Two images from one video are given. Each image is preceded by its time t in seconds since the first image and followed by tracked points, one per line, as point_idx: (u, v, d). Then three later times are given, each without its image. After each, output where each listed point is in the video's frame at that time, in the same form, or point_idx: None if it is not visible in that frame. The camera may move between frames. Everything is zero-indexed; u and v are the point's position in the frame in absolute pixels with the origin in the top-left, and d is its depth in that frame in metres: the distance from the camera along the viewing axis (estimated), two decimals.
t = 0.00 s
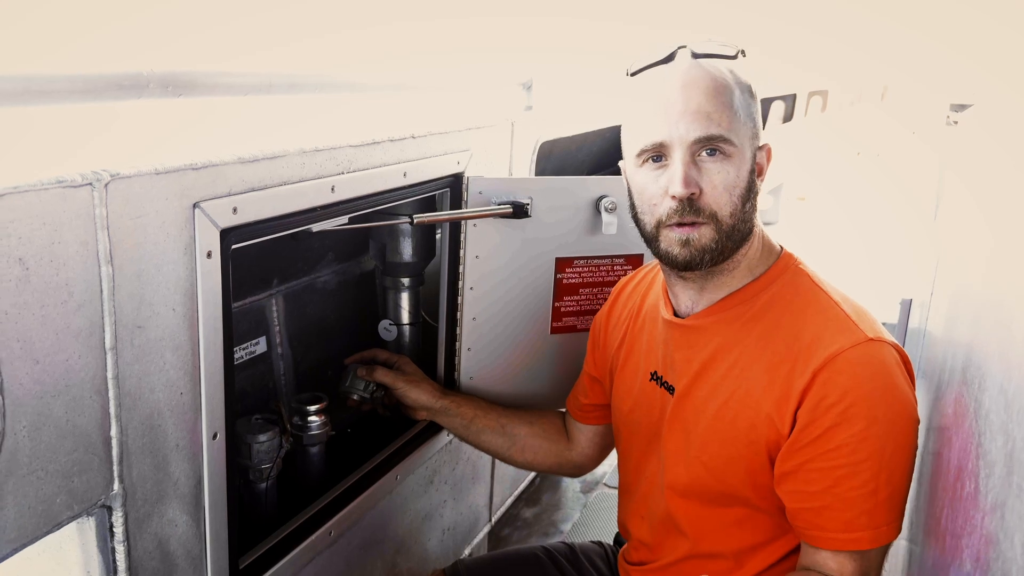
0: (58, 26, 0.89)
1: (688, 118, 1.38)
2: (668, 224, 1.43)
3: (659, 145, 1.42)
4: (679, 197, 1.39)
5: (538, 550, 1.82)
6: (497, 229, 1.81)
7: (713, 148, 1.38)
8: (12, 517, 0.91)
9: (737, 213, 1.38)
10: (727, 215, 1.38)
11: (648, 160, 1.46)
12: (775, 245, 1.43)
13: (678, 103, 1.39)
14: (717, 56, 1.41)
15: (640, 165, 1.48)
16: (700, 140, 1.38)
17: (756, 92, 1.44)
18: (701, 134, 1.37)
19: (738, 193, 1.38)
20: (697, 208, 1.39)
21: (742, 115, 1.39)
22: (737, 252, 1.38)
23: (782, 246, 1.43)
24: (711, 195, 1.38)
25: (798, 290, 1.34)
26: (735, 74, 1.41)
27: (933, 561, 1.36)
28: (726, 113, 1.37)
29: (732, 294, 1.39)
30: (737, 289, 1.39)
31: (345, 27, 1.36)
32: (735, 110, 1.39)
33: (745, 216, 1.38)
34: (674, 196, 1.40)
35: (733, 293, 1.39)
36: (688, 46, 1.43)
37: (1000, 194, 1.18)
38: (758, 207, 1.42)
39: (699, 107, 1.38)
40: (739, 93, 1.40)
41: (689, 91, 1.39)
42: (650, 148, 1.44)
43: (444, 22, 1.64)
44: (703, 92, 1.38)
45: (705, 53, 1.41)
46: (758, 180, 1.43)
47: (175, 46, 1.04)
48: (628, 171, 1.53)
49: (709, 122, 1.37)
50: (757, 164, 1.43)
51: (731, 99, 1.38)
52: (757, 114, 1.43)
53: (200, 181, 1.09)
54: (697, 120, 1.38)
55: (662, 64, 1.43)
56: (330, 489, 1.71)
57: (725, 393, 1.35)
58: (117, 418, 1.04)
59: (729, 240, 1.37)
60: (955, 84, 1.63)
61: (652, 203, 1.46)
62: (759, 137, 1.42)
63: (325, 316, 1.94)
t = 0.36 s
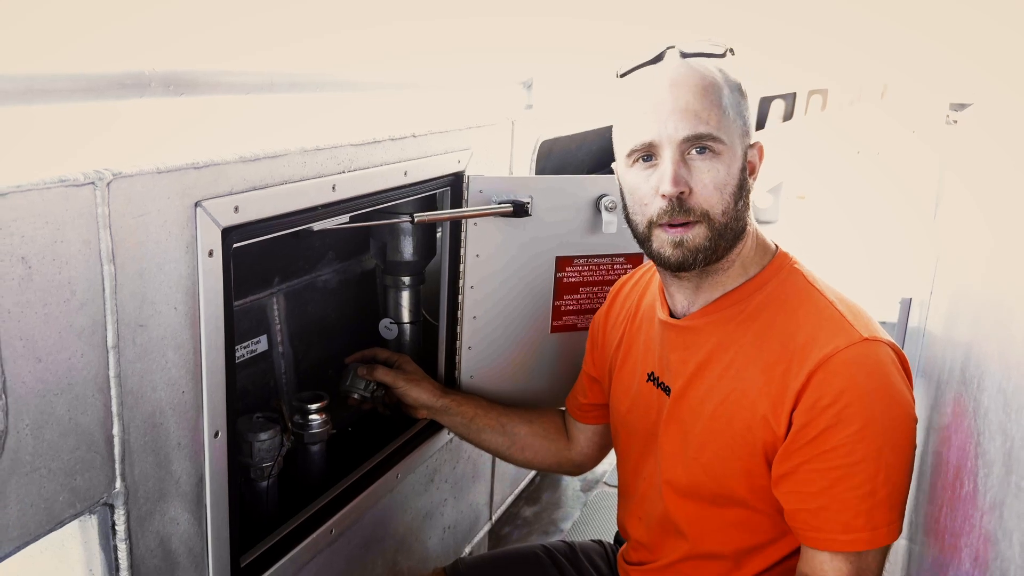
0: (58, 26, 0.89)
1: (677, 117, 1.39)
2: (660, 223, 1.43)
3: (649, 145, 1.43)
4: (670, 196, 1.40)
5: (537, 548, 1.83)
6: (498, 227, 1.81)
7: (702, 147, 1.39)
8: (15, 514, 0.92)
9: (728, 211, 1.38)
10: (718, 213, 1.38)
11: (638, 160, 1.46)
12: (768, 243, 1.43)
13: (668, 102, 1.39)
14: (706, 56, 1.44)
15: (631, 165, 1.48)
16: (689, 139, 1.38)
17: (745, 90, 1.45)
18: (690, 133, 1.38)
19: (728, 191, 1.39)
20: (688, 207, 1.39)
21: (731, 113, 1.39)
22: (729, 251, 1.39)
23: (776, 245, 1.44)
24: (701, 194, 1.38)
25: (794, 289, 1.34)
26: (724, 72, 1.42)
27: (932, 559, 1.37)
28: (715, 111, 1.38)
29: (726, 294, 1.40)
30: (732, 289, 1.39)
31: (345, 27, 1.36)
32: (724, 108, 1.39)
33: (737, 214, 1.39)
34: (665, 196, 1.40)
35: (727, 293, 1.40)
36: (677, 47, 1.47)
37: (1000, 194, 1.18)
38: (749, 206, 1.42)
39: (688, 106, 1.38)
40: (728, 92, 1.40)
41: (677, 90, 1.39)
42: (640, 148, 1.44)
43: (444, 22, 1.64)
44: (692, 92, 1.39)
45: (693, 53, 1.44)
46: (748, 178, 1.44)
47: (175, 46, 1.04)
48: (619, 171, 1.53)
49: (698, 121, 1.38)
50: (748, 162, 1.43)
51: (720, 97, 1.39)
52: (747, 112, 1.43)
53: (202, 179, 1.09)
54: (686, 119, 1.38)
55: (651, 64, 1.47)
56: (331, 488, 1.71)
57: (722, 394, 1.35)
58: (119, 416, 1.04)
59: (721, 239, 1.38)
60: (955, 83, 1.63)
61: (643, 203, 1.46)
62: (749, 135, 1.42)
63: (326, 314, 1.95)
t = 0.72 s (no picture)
0: (59, 26, 0.88)
1: (674, 119, 1.39)
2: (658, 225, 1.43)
3: (646, 148, 1.43)
4: (667, 197, 1.40)
5: (537, 546, 1.83)
6: (499, 226, 1.81)
7: (700, 149, 1.39)
8: (20, 512, 0.92)
9: (726, 212, 1.38)
10: (716, 214, 1.38)
11: (636, 162, 1.47)
12: (768, 245, 1.43)
13: (665, 104, 1.40)
14: (704, 56, 1.45)
15: (629, 167, 1.48)
16: (686, 141, 1.39)
17: (744, 93, 1.45)
18: (687, 135, 1.38)
19: (727, 192, 1.39)
20: (686, 209, 1.40)
21: (729, 115, 1.40)
22: (727, 252, 1.39)
23: (777, 246, 1.44)
24: (699, 195, 1.39)
25: (795, 290, 1.34)
26: (722, 74, 1.43)
27: (932, 556, 1.37)
28: (713, 113, 1.38)
29: (726, 297, 1.40)
30: (732, 292, 1.39)
31: (346, 27, 1.35)
32: (722, 110, 1.39)
33: (735, 216, 1.39)
34: (662, 198, 1.40)
35: (727, 296, 1.40)
36: (675, 48, 1.48)
37: (1000, 194, 1.18)
38: (748, 207, 1.42)
39: (686, 108, 1.39)
40: (726, 94, 1.41)
41: (674, 92, 1.40)
42: (637, 150, 1.45)
43: (444, 21, 1.64)
44: (689, 94, 1.39)
45: (691, 55, 1.44)
46: (747, 180, 1.44)
47: (175, 46, 1.04)
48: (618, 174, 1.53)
49: (695, 123, 1.38)
50: (747, 163, 1.43)
51: (718, 99, 1.39)
52: (746, 114, 1.43)
53: (206, 178, 1.10)
54: (684, 121, 1.38)
55: (651, 64, 1.46)
56: (333, 486, 1.71)
57: (723, 397, 1.36)
58: (123, 414, 1.04)
59: (719, 240, 1.38)
60: (955, 83, 1.63)
61: (641, 205, 1.46)
62: (748, 136, 1.42)
63: (327, 313, 1.95)
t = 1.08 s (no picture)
0: (60, 26, 0.88)
1: (680, 113, 1.39)
2: (663, 218, 1.43)
3: (651, 142, 1.43)
4: (672, 190, 1.40)
5: (539, 544, 1.83)
6: (501, 225, 1.81)
7: (705, 143, 1.39)
8: (24, 509, 0.92)
9: (731, 206, 1.39)
10: (720, 208, 1.39)
11: (641, 156, 1.46)
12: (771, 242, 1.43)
13: (671, 99, 1.40)
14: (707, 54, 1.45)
15: (633, 162, 1.48)
16: (692, 135, 1.39)
17: (748, 88, 1.45)
18: (692, 129, 1.39)
19: (731, 187, 1.39)
20: (691, 202, 1.40)
21: (734, 111, 1.40)
22: (732, 247, 1.39)
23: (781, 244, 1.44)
24: (704, 189, 1.39)
25: (795, 288, 1.34)
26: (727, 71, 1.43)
27: (934, 555, 1.37)
28: (719, 108, 1.38)
29: (731, 294, 1.40)
30: (737, 289, 1.39)
31: (345, 27, 1.35)
32: (727, 105, 1.40)
33: (739, 210, 1.39)
34: (667, 191, 1.41)
35: (730, 293, 1.40)
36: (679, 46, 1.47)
37: (1001, 194, 1.19)
38: (752, 202, 1.42)
39: (691, 102, 1.39)
40: (731, 90, 1.41)
41: (681, 86, 1.40)
42: (642, 144, 1.44)
43: (445, 21, 1.63)
44: (695, 89, 1.39)
45: (697, 52, 1.44)
46: (752, 176, 1.44)
47: (175, 46, 1.03)
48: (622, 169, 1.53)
49: (700, 117, 1.38)
50: (752, 160, 1.44)
51: (723, 94, 1.39)
52: (751, 110, 1.44)
53: (209, 176, 1.10)
54: (689, 116, 1.38)
55: (655, 63, 1.46)
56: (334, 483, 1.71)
57: (721, 394, 1.36)
58: (126, 411, 1.04)
59: (724, 234, 1.38)
60: (957, 82, 1.63)
61: (646, 199, 1.46)
62: (753, 133, 1.43)
63: (329, 311, 1.95)
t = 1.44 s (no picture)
0: (59, 26, 0.88)
1: (626, 124, 1.38)
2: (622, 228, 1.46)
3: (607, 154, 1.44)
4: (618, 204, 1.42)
5: (539, 544, 1.83)
6: (501, 224, 1.81)
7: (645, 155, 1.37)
8: (25, 507, 0.92)
9: (677, 215, 1.37)
10: (665, 218, 1.38)
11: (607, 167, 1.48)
12: (770, 241, 1.42)
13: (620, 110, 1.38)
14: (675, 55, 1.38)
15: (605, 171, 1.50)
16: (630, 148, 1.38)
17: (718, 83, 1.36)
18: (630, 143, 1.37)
19: (681, 196, 1.36)
20: (636, 213, 1.40)
21: (680, 115, 1.35)
22: (686, 254, 1.39)
23: (782, 244, 1.43)
24: (647, 200, 1.39)
25: (794, 291, 1.34)
26: (688, 73, 1.37)
27: (932, 556, 1.37)
28: (657, 118, 1.35)
29: (724, 296, 1.40)
30: (730, 292, 1.39)
31: (345, 27, 1.35)
32: (674, 111, 1.35)
33: (689, 218, 1.37)
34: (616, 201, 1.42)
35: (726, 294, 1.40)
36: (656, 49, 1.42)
37: (1000, 195, 1.19)
38: (714, 206, 1.37)
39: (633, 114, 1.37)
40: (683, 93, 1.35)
41: (632, 97, 1.37)
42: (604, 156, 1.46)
43: (445, 21, 1.64)
44: (640, 99, 1.37)
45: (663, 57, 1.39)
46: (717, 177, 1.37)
47: (175, 46, 1.04)
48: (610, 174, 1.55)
49: (637, 130, 1.36)
50: (720, 161, 1.36)
51: (669, 101, 1.35)
52: (716, 108, 1.35)
53: (210, 175, 1.10)
54: (629, 128, 1.37)
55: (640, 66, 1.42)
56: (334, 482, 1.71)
57: (718, 394, 1.36)
58: (127, 410, 1.04)
59: (673, 242, 1.38)
60: (957, 82, 1.63)
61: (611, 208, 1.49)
62: (717, 132, 1.35)
63: (329, 310, 1.95)
